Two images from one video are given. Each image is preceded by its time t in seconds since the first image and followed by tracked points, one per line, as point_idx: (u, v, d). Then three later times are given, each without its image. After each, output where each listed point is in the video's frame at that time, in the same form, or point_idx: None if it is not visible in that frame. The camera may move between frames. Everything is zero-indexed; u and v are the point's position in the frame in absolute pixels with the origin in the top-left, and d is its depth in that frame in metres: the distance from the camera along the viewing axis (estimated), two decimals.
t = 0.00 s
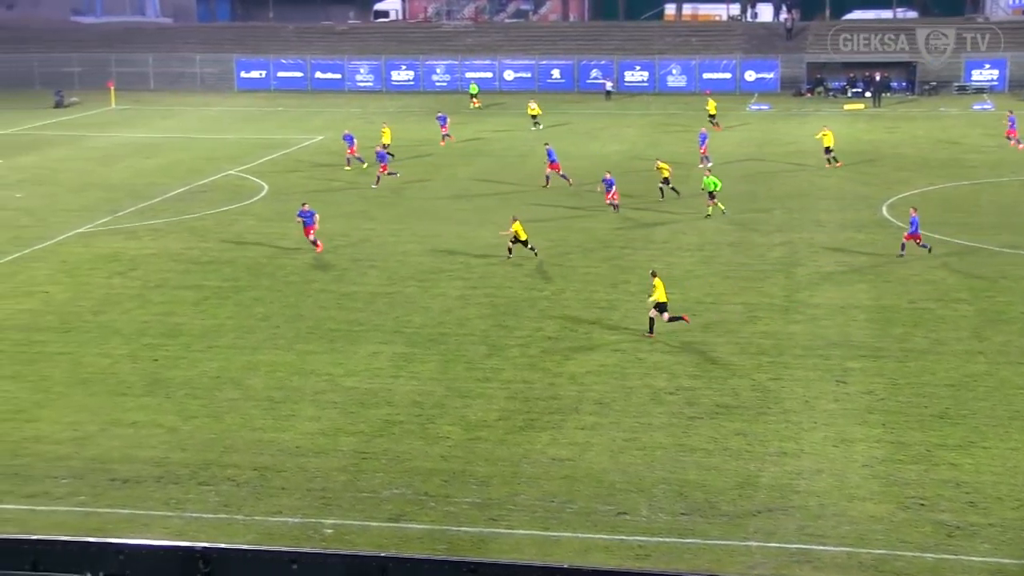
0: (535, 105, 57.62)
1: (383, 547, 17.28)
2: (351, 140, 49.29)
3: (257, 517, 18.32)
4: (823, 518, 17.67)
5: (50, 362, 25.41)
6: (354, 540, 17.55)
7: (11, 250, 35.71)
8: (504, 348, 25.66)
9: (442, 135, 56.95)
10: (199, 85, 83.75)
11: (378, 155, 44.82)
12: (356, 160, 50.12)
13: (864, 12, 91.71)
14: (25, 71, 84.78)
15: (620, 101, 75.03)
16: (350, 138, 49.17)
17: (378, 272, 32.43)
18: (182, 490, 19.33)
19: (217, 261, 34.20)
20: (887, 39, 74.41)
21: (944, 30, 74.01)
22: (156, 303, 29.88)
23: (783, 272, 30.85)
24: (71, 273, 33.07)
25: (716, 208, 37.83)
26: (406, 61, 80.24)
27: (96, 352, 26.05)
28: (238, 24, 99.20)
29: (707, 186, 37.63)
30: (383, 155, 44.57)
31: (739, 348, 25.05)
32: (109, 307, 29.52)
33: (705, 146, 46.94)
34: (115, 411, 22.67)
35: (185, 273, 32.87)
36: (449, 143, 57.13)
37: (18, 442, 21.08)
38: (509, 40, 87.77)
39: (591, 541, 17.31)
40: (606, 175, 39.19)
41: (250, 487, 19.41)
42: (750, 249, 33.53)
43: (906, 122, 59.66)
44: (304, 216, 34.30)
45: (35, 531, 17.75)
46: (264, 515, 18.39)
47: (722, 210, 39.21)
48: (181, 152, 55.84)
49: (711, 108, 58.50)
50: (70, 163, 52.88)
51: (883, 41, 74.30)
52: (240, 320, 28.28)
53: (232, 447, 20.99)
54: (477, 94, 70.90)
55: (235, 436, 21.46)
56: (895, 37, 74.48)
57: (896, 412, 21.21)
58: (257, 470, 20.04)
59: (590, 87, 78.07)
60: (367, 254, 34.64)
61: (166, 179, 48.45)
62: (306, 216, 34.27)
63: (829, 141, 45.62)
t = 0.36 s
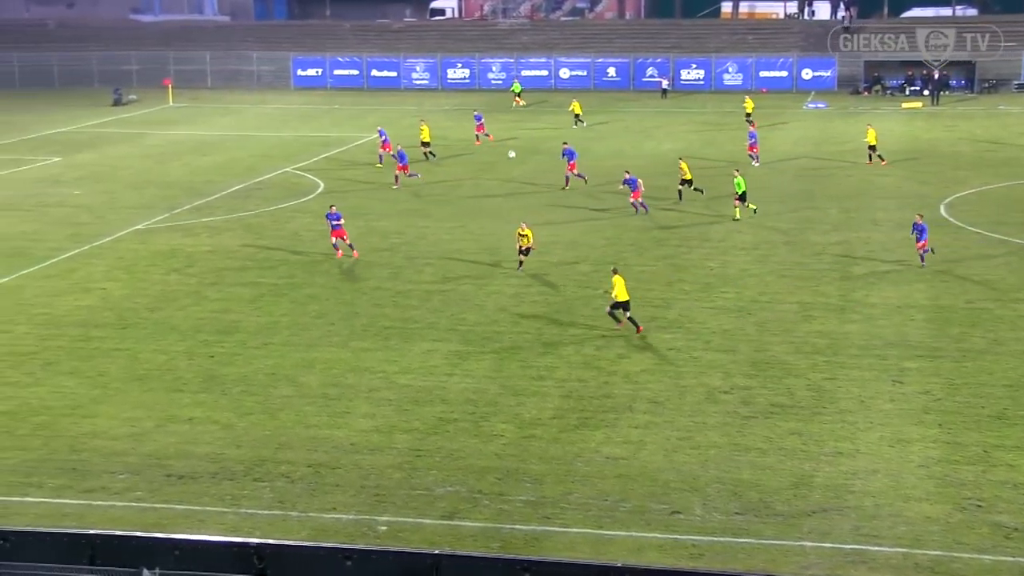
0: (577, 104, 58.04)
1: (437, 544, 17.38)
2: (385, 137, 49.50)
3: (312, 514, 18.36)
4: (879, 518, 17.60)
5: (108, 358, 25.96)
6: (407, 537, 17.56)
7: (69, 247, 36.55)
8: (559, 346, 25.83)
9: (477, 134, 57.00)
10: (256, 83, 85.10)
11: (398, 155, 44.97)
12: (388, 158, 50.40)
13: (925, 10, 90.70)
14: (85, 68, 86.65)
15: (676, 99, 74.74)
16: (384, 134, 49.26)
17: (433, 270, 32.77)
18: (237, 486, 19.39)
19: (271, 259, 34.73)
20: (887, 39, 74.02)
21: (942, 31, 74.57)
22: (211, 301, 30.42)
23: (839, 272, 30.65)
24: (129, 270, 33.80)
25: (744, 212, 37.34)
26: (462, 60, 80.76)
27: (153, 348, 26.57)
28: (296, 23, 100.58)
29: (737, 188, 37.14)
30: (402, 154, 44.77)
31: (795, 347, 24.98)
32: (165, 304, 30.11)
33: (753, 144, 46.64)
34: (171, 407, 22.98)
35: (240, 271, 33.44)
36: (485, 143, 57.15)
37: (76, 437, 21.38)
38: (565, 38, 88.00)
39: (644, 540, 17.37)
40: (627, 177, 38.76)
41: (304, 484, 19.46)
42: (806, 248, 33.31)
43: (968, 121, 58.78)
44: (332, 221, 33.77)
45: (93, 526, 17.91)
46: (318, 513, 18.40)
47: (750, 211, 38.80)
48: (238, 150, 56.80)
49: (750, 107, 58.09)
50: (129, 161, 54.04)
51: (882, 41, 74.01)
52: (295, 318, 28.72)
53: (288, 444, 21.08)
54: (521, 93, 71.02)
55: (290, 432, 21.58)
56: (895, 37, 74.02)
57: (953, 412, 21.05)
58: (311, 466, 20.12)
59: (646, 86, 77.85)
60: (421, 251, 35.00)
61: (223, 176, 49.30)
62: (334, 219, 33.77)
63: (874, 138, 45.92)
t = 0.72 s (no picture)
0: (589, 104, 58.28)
1: (473, 542, 17.50)
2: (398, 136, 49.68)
3: (348, 513, 18.54)
4: (916, 519, 17.54)
5: (146, 356, 26.42)
6: (443, 536, 17.70)
7: (108, 246, 37.19)
8: (594, 346, 25.92)
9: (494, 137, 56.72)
10: (294, 82, 85.86)
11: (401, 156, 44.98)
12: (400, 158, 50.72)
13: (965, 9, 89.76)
14: (125, 68, 87.83)
15: (712, 98, 74.50)
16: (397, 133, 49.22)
17: (470, 270, 32.95)
18: (273, 484, 19.61)
19: (308, 258, 35.10)
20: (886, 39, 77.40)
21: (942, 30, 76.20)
22: (248, 299, 30.86)
23: (877, 271, 30.49)
24: (168, 268, 34.32)
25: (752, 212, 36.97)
26: (499, 59, 80.96)
27: (191, 346, 27.01)
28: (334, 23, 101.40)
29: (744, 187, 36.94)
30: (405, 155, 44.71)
31: (832, 347, 24.91)
32: (202, 302, 30.58)
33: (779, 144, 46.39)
34: (208, 405, 23.33)
35: (278, 269, 33.86)
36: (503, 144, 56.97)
37: (114, 435, 21.79)
38: (602, 37, 88.16)
39: (680, 540, 17.40)
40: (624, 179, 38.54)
41: (341, 481, 19.70)
42: (843, 248, 33.15)
43: (1010, 120, 58.09)
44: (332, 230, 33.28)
45: (131, 522, 18.22)
46: (355, 510, 18.64)
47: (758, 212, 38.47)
48: (276, 149, 57.38)
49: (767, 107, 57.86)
50: (169, 159, 54.76)
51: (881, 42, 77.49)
52: (331, 316, 29.06)
53: (324, 443, 21.32)
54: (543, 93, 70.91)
55: (327, 431, 21.82)
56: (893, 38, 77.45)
57: (992, 413, 20.93)
58: (347, 465, 20.34)
59: (683, 85, 77.65)
60: (457, 251, 35.22)
61: (261, 175, 49.85)
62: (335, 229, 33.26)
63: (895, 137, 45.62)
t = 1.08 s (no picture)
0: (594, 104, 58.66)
1: (494, 542, 17.54)
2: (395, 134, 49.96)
3: (370, 512, 18.63)
4: (940, 521, 17.46)
5: (170, 354, 26.65)
6: (465, 535, 17.75)
7: (132, 245, 37.52)
8: (617, 346, 25.92)
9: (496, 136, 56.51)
10: (318, 82, 86.23)
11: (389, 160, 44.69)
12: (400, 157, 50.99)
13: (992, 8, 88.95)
14: (150, 67, 88.48)
15: (735, 98, 74.27)
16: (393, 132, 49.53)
17: (492, 269, 33.01)
18: (296, 483, 19.74)
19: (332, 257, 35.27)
20: (887, 39, 77.79)
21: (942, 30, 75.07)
22: (271, 298, 31.07)
23: (901, 271, 30.33)
24: (192, 267, 34.60)
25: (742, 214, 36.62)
26: (522, 58, 80.83)
27: (214, 345, 27.23)
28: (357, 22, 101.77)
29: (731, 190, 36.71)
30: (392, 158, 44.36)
31: (856, 348, 24.83)
32: (226, 301, 30.81)
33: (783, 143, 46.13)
34: (232, 403, 23.51)
35: (301, 269, 34.05)
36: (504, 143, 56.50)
37: (139, 433, 22.01)
38: (626, 37, 88.23)
39: (702, 540, 17.38)
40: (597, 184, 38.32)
41: (363, 480, 19.81)
42: (867, 248, 32.98)
43: None
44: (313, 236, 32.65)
45: (155, 520, 18.37)
46: (377, 509, 18.74)
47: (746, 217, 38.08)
48: (300, 149, 57.68)
49: (771, 107, 57.65)
50: (194, 159, 55.11)
51: (882, 42, 77.91)
52: (354, 316, 29.21)
53: (346, 442, 21.45)
54: (553, 93, 70.77)
55: (349, 430, 21.94)
56: (895, 38, 77.72)
57: (1016, 415, 20.82)
58: (370, 464, 20.45)
59: (707, 85, 77.48)
60: (480, 250, 35.28)
61: (285, 174, 50.13)
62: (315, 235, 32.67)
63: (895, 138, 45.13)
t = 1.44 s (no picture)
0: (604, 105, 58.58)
1: (518, 541, 17.57)
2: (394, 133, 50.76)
3: (394, 511, 18.69)
4: (968, 524, 17.33)
5: (196, 352, 26.85)
6: (489, 535, 17.78)
7: (160, 243, 37.85)
8: (642, 346, 25.88)
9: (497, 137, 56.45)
10: (344, 81, 86.55)
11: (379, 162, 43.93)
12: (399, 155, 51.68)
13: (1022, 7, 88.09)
14: (178, 67, 89.13)
15: (760, 98, 73.96)
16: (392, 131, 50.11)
17: (517, 269, 33.05)
18: (321, 481, 19.86)
19: (357, 256, 35.42)
20: (886, 39, 79.16)
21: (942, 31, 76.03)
22: (296, 297, 31.25)
23: (929, 272, 30.12)
24: (218, 266, 34.85)
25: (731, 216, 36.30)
26: (548, 58, 80.85)
27: (240, 343, 27.41)
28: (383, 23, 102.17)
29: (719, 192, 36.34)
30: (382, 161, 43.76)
31: (882, 349, 24.69)
32: (252, 300, 31.02)
33: (783, 144, 46.19)
34: (257, 402, 23.67)
35: (327, 268, 34.23)
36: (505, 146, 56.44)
37: (165, 431, 22.20)
38: (651, 37, 88.11)
39: (727, 541, 17.32)
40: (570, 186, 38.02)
41: (387, 480, 19.88)
42: (895, 249, 32.76)
43: None
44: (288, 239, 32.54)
45: (181, 517, 18.50)
46: (401, 508, 18.81)
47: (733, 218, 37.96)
48: (326, 148, 57.92)
49: (774, 108, 57.31)
50: (220, 158, 55.50)
51: (882, 43, 79.24)
52: (379, 315, 29.34)
53: (371, 440, 21.56)
54: (558, 92, 71.21)
55: (374, 429, 22.05)
56: (894, 38, 79.00)
57: None
58: (394, 463, 20.52)
59: (732, 84, 77.23)
60: (505, 250, 35.34)
61: (310, 173, 50.37)
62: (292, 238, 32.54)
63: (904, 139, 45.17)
